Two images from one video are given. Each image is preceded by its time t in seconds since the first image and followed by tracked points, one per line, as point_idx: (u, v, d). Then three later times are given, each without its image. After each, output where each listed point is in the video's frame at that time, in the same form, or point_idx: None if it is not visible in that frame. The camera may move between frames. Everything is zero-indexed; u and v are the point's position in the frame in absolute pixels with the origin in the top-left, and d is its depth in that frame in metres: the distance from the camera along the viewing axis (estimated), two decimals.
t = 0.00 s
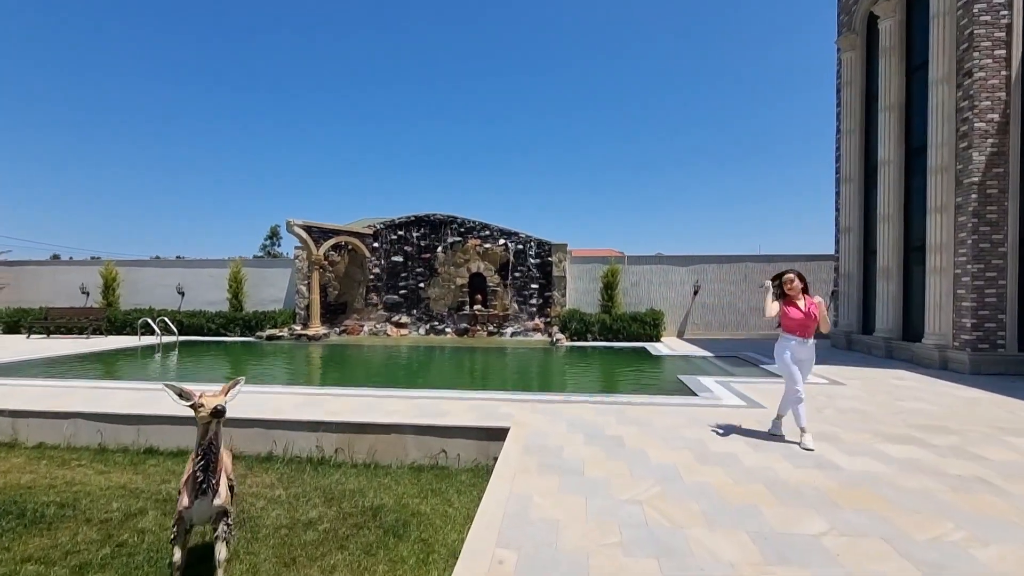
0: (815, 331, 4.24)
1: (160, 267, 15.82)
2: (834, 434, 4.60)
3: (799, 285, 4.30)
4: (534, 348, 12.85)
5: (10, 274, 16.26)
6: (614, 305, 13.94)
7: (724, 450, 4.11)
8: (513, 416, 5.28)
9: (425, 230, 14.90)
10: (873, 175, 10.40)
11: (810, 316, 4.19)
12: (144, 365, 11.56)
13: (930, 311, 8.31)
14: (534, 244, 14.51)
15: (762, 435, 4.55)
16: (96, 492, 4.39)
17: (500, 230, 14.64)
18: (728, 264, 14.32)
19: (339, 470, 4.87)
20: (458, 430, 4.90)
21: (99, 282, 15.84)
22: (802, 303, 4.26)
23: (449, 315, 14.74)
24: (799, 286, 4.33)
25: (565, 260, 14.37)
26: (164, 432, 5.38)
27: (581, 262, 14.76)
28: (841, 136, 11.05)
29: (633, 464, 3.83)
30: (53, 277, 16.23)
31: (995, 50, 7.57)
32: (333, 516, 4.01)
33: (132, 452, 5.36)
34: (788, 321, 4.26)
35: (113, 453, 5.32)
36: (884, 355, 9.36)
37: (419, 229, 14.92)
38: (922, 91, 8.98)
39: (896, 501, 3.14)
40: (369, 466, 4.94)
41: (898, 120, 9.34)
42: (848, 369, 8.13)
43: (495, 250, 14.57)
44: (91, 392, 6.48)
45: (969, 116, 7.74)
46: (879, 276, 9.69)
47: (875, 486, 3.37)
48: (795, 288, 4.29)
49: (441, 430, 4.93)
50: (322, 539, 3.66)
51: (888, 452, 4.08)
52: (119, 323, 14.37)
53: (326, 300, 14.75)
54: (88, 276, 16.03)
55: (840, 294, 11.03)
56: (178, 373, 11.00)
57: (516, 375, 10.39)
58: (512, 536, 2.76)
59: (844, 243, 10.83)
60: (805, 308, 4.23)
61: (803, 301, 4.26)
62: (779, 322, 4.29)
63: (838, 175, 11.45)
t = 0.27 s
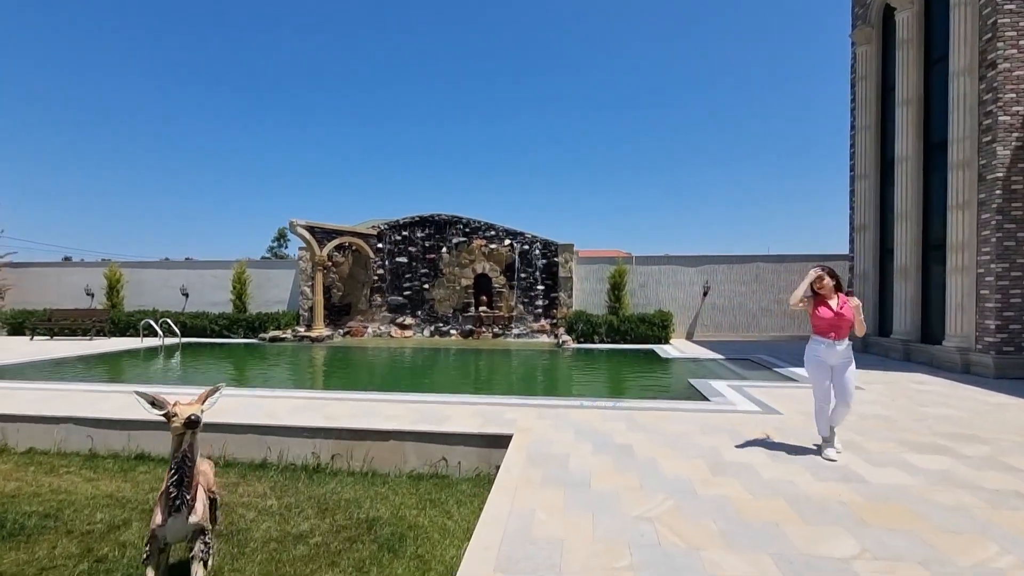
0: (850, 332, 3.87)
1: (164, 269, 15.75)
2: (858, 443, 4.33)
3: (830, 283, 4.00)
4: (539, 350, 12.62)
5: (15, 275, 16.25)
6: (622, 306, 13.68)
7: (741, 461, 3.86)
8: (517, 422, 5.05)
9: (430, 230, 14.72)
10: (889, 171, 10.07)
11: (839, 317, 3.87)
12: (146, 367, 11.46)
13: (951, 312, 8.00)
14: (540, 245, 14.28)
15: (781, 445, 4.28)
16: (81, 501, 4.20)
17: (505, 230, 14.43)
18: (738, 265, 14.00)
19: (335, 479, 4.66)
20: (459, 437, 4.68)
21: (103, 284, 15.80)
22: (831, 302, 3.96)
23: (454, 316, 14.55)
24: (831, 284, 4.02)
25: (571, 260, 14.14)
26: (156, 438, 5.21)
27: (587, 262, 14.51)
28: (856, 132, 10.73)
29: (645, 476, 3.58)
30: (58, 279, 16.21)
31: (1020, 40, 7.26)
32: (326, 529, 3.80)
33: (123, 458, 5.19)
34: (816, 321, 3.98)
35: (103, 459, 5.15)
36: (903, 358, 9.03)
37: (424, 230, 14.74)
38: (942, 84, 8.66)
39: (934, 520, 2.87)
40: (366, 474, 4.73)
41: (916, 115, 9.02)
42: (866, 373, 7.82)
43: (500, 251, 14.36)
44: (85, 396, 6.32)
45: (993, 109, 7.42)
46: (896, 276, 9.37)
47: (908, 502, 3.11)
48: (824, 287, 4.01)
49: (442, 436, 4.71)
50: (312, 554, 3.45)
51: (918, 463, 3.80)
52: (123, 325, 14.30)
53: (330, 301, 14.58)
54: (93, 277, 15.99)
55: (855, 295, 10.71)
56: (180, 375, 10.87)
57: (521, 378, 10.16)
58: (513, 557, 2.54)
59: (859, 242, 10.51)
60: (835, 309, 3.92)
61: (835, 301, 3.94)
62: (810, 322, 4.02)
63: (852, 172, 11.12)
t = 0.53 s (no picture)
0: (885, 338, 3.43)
1: (169, 268, 15.68)
2: (884, 456, 4.04)
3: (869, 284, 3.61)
4: (545, 352, 12.37)
5: (22, 275, 16.26)
6: (630, 307, 13.40)
7: (758, 476, 3.59)
8: (519, 430, 4.80)
9: (435, 230, 14.52)
10: (909, 169, 9.70)
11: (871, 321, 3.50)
12: (148, 368, 11.35)
13: (975, 315, 7.66)
14: (547, 245, 14.03)
15: (801, 457, 4.00)
16: (63, 511, 4.02)
17: (511, 230, 14.19)
18: (750, 266, 13.67)
19: (328, 489, 4.45)
20: (458, 446, 4.45)
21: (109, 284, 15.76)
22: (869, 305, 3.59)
23: (459, 317, 14.33)
24: (874, 287, 3.62)
25: (578, 261, 13.87)
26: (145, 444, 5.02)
27: (595, 263, 14.24)
28: (873, 128, 10.37)
29: (655, 493, 3.33)
30: (64, 278, 16.20)
31: None
32: (315, 544, 3.58)
33: (112, 464, 5.01)
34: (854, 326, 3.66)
35: (91, 465, 4.97)
36: (923, 362, 8.68)
37: (429, 230, 14.54)
38: (965, 78, 8.31)
39: (978, 548, 2.59)
40: (360, 484, 4.51)
41: (937, 109, 8.66)
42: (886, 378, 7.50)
43: (506, 251, 14.13)
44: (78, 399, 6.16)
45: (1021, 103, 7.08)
46: (916, 277, 9.01)
47: (946, 526, 2.83)
48: (864, 289, 3.63)
49: (440, 445, 4.48)
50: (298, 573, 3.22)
51: (951, 480, 3.51)
52: (127, 325, 14.23)
53: (334, 302, 14.38)
54: (98, 277, 15.97)
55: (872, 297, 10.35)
56: (181, 376, 10.74)
57: (526, 380, 9.93)
58: None
59: (876, 242, 10.17)
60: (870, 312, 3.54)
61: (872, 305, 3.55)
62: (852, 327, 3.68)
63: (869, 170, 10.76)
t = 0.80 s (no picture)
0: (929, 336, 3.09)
1: (171, 268, 15.58)
2: (913, 463, 3.75)
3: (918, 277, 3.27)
4: (551, 351, 12.13)
5: (25, 275, 16.21)
6: (637, 305, 13.11)
7: (778, 486, 3.33)
8: (521, 435, 4.56)
9: (438, 227, 14.30)
10: (927, 160, 9.36)
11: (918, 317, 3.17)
12: (148, 369, 11.22)
13: (999, 311, 7.33)
14: (552, 241, 13.77)
15: (822, 465, 3.74)
16: (41, 521, 3.82)
17: (515, 227, 13.94)
18: (760, 262, 13.33)
19: (320, 497, 4.23)
20: (456, 451, 4.22)
21: (111, 284, 15.68)
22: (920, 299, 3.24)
23: (462, 316, 14.12)
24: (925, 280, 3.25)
25: (584, 258, 13.60)
26: (133, 448, 4.83)
27: (601, 259, 13.96)
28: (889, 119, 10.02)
29: (667, 504, 3.07)
30: (67, 279, 16.14)
31: None
32: (302, 558, 3.36)
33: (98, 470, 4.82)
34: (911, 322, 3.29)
35: (76, 471, 4.78)
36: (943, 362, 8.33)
37: (432, 227, 14.33)
38: (988, 64, 7.96)
39: None
40: (354, 492, 4.29)
41: (957, 97, 8.32)
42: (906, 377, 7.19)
43: (510, 248, 13.88)
44: (68, 402, 5.99)
45: None
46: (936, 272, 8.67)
47: (990, 544, 2.56)
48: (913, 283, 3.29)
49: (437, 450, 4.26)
50: None
51: (988, 490, 3.24)
52: (128, 325, 14.13)
53: (336, 301, 14.27)
54: (101, 277, 15.89)
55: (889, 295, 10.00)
56: (181, 377, 10.59)
57: (531, 380, 9.69)
58: None
59: (892, 237, 9.82)
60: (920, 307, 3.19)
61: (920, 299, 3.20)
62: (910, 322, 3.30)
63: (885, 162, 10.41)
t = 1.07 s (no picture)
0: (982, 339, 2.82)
1: (171, 269, 15.43)
2: (943, 476, 3.47)
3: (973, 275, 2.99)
4: (555, 352, 11.87)
5: (26, 276, 16.11)
6: (643, 305, 12.83)
7: (799, 502, 3.06)
8: (522, 443, 4.31)
9: (440, 226, 14.07)
10: (944, 155, 9.03)
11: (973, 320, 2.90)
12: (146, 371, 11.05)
13: None
14: (556, 240, 13.51)
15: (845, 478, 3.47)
16: (13, 536, 3.61)
17: (518, 226, 13.70)
18: (770, 260, 13.01)
19: (309, 510, 4.00)
20: (452, 461, 3.98)
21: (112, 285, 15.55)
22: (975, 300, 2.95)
23: (465, 316, 13.89)
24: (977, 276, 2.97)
25: (589, 257, 13.33)
26: (117, 456, 4.62)
27: (606, 258, 13.68)
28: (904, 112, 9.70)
29: (679, 524, 2.81)
30: (68, 280, 16.03)
31: None
32: None
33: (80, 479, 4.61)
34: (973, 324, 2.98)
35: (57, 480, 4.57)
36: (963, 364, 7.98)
37: (434, 226, 14.11)
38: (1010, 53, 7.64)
39: None
40: (345, 504, 4.06)
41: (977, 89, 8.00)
42: (925, 380, 6.88)
43: (513, 247, 13.64)
44: (54, 407, 5.79)
45: None
46: (954, 271, 8.35)
47: None
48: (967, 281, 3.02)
49: (432, 460, 4.02)
50: None
51: None
52: (128, 326, 13.99)
53: (337, 301, 14.15)
54: (101, 278, 15.77)
55: (904, 293, 9.69)
56: (179, 379, 10.42)
57: (534, 382, 9.44)
58: None
59: (908, 234, 9.50)
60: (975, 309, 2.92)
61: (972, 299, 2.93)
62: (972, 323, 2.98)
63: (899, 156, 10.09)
